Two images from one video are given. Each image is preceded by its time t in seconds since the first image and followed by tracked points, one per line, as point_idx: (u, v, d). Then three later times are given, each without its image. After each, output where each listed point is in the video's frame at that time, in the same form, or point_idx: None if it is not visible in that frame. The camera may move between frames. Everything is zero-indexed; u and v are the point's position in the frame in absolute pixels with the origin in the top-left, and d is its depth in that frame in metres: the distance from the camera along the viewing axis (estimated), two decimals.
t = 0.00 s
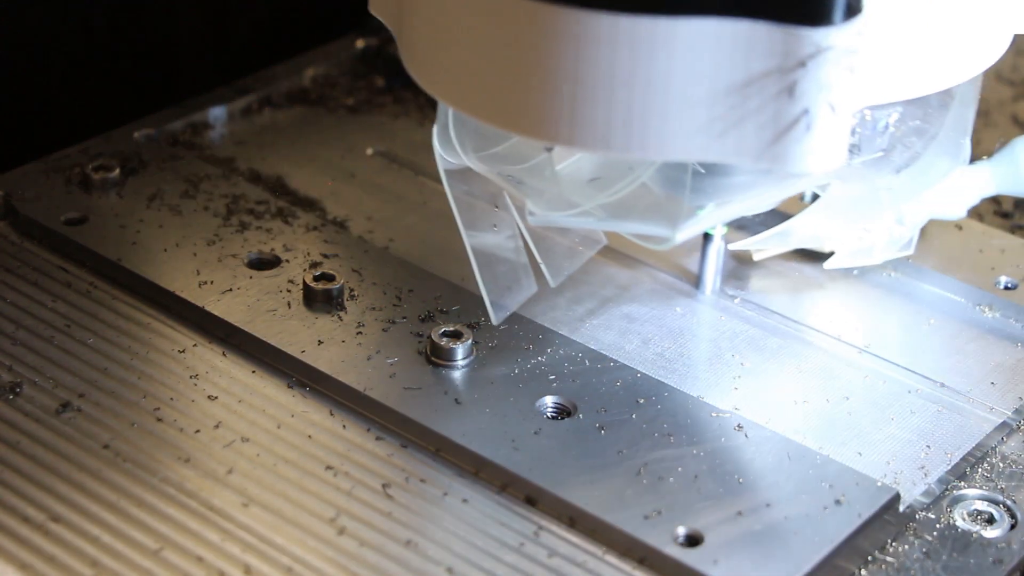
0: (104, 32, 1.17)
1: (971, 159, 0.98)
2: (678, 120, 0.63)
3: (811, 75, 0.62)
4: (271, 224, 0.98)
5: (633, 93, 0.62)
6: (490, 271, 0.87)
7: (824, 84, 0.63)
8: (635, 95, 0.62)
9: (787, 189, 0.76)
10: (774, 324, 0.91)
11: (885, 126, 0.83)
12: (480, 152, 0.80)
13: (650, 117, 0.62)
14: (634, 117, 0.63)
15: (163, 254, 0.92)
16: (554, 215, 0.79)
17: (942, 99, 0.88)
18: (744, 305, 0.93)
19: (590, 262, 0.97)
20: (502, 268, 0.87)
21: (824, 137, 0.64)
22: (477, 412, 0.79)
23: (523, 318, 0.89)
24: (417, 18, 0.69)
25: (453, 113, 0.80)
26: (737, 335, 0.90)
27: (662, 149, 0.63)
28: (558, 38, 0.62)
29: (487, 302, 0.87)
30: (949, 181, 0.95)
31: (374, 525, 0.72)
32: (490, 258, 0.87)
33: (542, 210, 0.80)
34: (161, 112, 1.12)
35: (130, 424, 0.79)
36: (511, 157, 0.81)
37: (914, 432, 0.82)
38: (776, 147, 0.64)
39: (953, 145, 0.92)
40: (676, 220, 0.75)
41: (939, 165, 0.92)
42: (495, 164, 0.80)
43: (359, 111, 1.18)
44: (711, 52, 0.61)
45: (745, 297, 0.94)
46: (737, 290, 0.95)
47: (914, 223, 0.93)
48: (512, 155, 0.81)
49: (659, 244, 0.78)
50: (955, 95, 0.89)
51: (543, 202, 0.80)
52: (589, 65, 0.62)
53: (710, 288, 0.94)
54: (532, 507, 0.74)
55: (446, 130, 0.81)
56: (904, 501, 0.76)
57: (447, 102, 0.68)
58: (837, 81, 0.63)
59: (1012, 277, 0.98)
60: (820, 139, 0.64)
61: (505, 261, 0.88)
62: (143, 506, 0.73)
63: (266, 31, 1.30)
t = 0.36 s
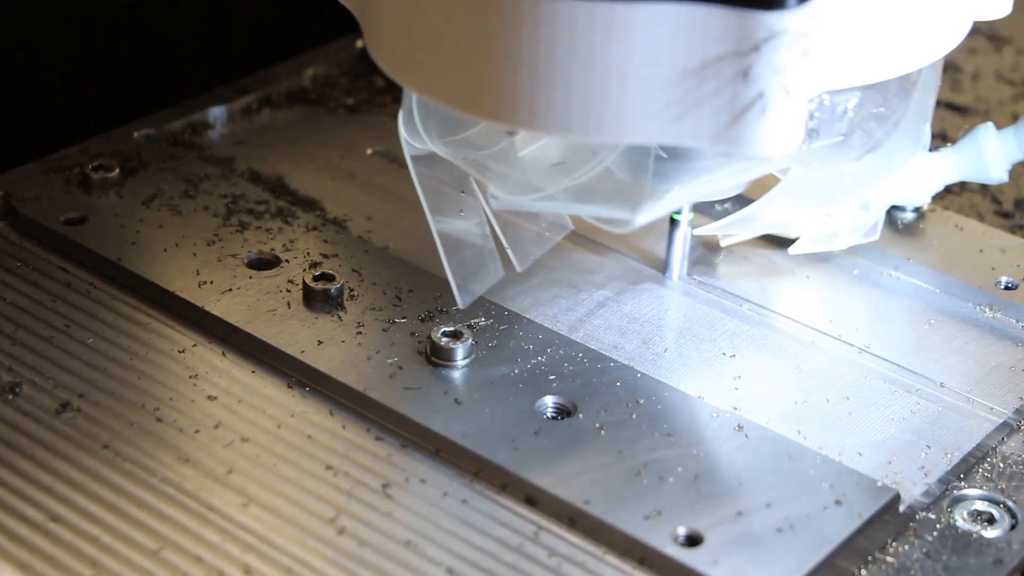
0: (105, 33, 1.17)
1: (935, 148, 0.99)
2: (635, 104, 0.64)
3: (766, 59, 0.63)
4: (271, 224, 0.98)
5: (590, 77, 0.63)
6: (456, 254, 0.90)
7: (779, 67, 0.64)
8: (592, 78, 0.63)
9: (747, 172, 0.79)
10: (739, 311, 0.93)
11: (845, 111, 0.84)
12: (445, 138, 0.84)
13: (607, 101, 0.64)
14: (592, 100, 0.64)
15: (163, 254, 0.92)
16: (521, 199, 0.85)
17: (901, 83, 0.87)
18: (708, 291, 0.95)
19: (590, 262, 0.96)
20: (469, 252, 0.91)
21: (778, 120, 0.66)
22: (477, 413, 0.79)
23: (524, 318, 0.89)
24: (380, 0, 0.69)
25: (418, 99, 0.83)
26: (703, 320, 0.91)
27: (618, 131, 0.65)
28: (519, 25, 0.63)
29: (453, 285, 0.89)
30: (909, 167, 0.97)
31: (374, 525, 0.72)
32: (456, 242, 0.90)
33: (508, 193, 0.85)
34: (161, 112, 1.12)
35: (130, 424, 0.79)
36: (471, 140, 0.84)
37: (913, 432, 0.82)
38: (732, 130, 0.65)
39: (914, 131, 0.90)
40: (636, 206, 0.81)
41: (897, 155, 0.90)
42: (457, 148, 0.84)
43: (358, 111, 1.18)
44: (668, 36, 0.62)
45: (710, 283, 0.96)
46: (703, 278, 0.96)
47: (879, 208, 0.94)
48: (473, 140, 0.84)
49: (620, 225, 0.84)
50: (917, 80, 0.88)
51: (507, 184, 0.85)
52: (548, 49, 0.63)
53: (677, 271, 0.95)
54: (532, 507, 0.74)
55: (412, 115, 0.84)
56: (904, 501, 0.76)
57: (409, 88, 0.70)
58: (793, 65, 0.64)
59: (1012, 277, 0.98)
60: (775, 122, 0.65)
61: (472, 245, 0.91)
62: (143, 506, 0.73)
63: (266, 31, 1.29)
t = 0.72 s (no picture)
0: (105, 33, 1.17)
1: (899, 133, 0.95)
2: (592, 88, 0.69)
3: (720, 43, 0.68)
4: (271, 224, 0.98)
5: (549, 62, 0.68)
6: (423, 240, 0.91)
7: (734, 51, 0.68)
8: (551, 63, 0.68)
9: (713, 155, 0.78)
10: (708, 296, 0.94)
11: (806, 96, 0.81)
12: (408, 123, 0.86)
13: (567, 85, 0.69)
14: (552, 85, 0.69)
15: (163, 254, 0.92)
16: (485, 182, 0.85)
17: (862, 67, 0.85)
18: (676, 276, 0.96)
19: (591, 263, 0.96)
20: (436, 236, 0.91)
21: (735, 102, 0.70)
22: (477, 413, 0.79)
23: (524, 318, 0.89)
24: None
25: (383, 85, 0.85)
26: (669, 304, 0.92)
27: (578, 114, 0.70)
28: (474, 9, 0.68)
29: (420, 270, 0.90)
30: (870, 154, 0.94)
31: (374, 525, 0.72)
32: (424, 228, 0.91)
33: (472, 178, 0.86)
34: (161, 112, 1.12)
35: (130, 424, 0.79)
36: (434, 125, 0.85)
37: (913, 431, 0.82)
38: (690, 113, 0.70)
39: (874, 117, 0.89)
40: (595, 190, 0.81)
41: (859, 141, 0.89)
42: (421, 132, 0.85)
43: (358, 110, 1.18)
44: (624, 24, 0.67)
45: (679, 269, 0.97)
46: (670, 262, 0.98)
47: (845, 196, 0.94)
48: (438, 126, 0.85)
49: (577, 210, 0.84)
50: (876, 68, 0.86)
51: (471, 169, 0.85)
52: (508, 36, 0.68)
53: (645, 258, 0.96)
54: (532, 507, 0.74)
55: (378, 102, 0.86)
56: (904, 501, 0.76)
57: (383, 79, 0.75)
58: (748, 49, 0.68)
59: (1012, 277, 0.98)
60: (731, 104, 0.70)
61: (439, 230, 0.92)
62: (143, 506, 0.73)
63: (267, 31, 1.29)
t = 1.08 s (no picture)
0: (104, 33, 1.17)
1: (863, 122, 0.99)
2: (553, 71, 0.72)
3: (677, 28, 0.71)
4: (271, 224, 0.98)
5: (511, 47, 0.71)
6: (392, 225, 0.93)
7: (691, 36, 0.71)
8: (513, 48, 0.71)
9: (676, 139, 0.82)
10: (679, 284, 0.95)
11: (766, 82, 0.86)
12: (376, 110, 0.87)
13: (528, 69, 0.72)
14: (514, 68, 0.72)
15: (163, 255, 0.92)
16: (449, 168, 0.87)
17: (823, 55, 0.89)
18: (646, 263, 0.97)
19: (570, 253, 0.97)
20: (406, 223, 0.93)
21: (691, 87, 0.73)
22: (476, 413, 0.79)
23: (524, 318, 0.89)
24: None
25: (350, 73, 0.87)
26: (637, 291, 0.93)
27: (540, 97, 0.72)
28: None
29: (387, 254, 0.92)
30: (837, 141, 0.97)
31: (374, 524, 0.72)
32: (393, 214, 0.93)
33: (436, 164, 0.87)
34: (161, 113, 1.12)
35: (130, 425, 0.79)
36: (400, 112, 0.87)
37: (913, 431, 0.82)
38: (647, 98, 0.73)
39: (838, 104, 0.91)
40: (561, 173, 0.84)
41: (821, 128, 0.91)
42: (388, 118, 0.87)
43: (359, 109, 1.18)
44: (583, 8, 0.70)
45: (646, 255, 0.98)
46: (639, 249, 0.99)
47: (811, 182, 0.97)
48: (404, 112, 0.87)
49: (542, 193, 0.87)
50: (837, 54, 0.90)
51: (435, 155, 0.87)
52: (472, 21, 0.71)
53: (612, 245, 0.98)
54: (532, 507, 0.74)
55: (346, 91, 0.88)
56: (904, 501, 0.76)
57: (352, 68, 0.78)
58: (704, 35, 0.71)
59: (1012, 277, 0.98)
60: (688, 89, 0.73)
61: (407, 217, 0.94)
62: (143, 506, 0.73)
63: (268, 29, 1.29)
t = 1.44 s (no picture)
0: (104, 33, 1.17)
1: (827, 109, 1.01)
2: (513, 56, 0.73)
3: (637, 12, 0.73)
4: (271, 224, 0.98)
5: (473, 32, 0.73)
6: (361, 210, 0.95)
7: (652, 20, 0.73)
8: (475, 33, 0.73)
9: (637, 126, 0.85)
10: (648, 271, 0.96)
11: (727, 68, 0.90)
12: (347, 96, 0.92)
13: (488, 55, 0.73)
14: (475, 53, 0.73)
15: (163, 255, 0.92)
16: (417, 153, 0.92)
17: (783, 42, 0.91)
18: (615, 250, 0.99)
19: (538, 239, 0.99)
20: (375, 209, 0.96)
21: (651, 71, 0.75)
22: (476, 413, 0.79)
23: (524, 317, 0.89)
24: None
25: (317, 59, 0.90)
26: (606, 277, 0.95)
27: (501, 82, 0.74)
28: None
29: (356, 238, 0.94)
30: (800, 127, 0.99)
31: (374, 524, 0.72)
32: (362, 198, 0.96)
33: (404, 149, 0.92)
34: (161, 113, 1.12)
35: (130, 425, 0.79)
36: (371, 97, 0.91)
37: (913, 430, 0.82)
38: (608, 82, 0.75)
39: (803, 91, 0.93)
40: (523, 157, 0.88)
41: (784, 112, 0.93)
42: (357, 105, 0.91)
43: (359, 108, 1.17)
44: None
45: (612, 240, 1.00)
46: (608, 236, 1.00)
47: (777, 169, 1.00)
48: (374, 98, 0.91)
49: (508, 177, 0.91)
50: (798, 41, 0.91)
51: (403, 140, 0.92)
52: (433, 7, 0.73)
53: (581, 231, 0.99)
54: (532, 507, 0.74)
55: (313, 76, 0.91)
56: (905, 501, 0.76)
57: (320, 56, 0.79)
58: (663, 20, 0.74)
59: (1012, 277, 0.98)
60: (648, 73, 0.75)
61: (377, 202, 0.97)
62: (142, 507, 0.73)
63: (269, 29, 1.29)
